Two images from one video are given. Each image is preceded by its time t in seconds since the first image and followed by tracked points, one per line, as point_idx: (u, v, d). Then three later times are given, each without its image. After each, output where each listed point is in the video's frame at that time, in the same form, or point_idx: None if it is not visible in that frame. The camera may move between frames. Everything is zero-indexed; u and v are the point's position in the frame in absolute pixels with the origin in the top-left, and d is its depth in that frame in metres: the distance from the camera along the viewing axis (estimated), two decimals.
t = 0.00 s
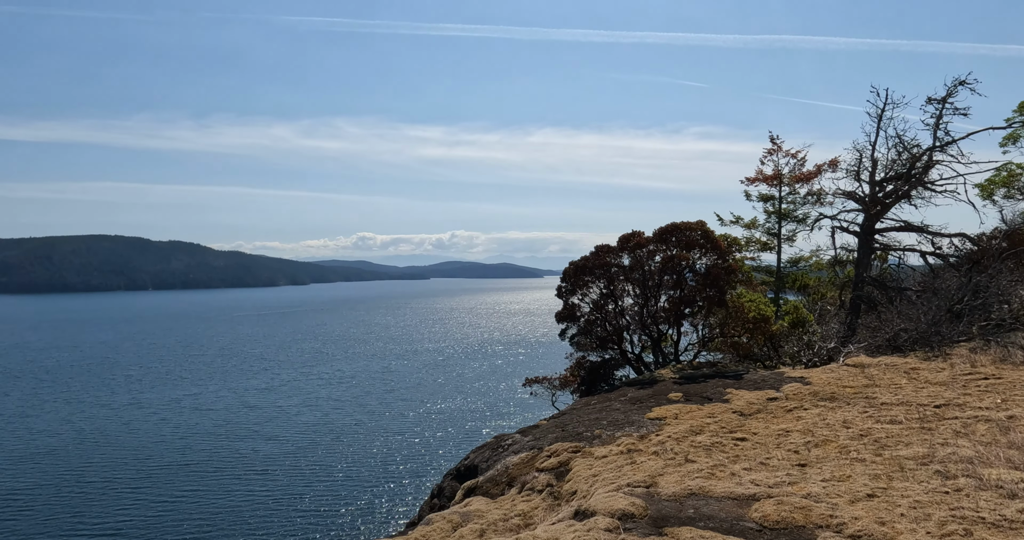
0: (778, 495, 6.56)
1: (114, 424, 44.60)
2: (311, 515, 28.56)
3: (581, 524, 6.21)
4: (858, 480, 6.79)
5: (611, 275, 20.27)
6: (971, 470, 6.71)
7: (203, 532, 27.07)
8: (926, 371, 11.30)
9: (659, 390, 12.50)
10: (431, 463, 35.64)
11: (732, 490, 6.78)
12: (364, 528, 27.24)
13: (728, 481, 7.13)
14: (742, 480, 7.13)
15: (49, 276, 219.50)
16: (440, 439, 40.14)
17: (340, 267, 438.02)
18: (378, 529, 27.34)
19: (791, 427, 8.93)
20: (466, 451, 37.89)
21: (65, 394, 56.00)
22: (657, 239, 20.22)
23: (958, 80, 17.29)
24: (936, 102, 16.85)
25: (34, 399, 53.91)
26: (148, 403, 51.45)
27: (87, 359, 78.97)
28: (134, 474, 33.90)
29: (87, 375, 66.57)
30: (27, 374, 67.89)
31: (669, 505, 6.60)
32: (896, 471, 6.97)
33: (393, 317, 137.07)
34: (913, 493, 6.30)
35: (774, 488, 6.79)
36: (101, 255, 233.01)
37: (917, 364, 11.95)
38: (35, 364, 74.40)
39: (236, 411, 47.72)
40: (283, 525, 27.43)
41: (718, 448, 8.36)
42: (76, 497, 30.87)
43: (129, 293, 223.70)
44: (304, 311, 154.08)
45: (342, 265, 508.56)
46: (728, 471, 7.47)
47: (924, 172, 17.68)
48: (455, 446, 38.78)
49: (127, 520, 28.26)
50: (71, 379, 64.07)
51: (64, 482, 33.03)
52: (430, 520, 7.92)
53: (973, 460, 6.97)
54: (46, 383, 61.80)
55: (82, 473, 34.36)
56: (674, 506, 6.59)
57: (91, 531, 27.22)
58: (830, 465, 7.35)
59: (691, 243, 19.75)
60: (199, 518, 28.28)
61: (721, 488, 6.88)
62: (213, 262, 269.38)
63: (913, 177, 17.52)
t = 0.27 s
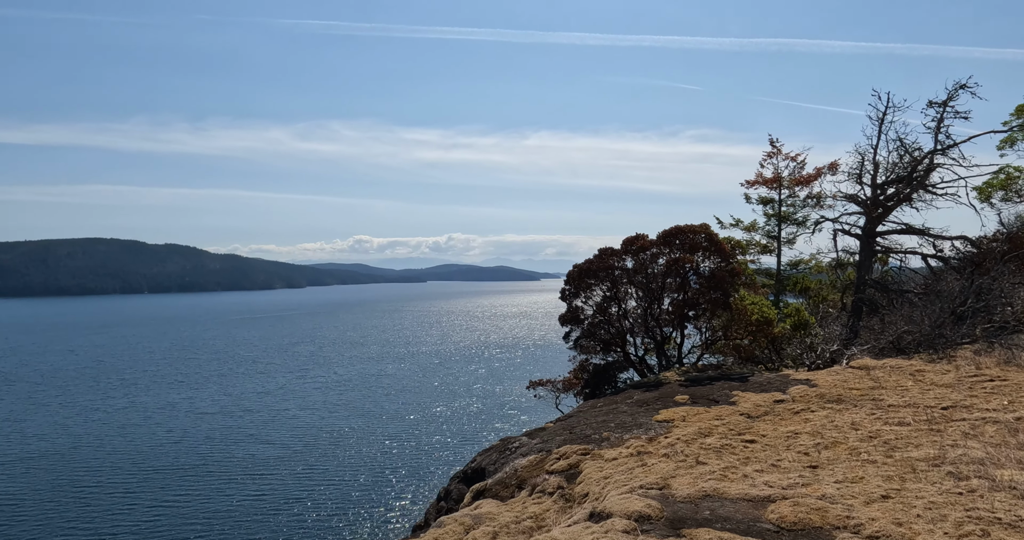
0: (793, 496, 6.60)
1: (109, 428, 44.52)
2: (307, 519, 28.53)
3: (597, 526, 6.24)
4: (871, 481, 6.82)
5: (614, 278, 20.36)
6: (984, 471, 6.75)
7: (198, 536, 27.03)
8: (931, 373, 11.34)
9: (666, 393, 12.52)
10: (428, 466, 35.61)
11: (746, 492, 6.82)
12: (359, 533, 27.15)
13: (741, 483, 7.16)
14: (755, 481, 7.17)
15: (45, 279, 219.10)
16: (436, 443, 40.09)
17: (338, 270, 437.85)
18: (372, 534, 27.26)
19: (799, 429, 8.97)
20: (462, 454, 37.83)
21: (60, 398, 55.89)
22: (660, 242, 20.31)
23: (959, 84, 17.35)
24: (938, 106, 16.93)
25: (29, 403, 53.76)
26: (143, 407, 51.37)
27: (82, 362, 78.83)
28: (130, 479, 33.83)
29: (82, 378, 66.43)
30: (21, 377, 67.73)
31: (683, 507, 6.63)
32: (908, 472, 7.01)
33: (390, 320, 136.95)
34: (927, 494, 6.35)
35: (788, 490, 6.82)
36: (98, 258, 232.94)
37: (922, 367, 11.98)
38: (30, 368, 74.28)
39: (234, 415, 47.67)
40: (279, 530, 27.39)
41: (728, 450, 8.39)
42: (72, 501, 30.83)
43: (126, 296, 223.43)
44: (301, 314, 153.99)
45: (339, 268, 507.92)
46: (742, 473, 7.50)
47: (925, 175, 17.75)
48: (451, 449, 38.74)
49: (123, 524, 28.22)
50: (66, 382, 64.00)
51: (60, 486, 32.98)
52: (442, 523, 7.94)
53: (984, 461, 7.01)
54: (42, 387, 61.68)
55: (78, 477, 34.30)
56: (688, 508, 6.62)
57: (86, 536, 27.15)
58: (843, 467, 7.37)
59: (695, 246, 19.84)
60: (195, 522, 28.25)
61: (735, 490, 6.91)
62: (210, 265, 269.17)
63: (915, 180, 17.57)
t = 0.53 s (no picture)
0: (805, 500, 6.63)
1: (113, 430, 44.74)
2: (309, 521, 28.56)
3: (611, 529, 6.28)
4: (885, 486, 6.81)
5: (621, 282, 20.40)
6: (995, 475, 6.76)
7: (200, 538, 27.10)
8: (940, 377, 11.33)
9: (675, 395, 12.55)
10: (431, 469, 35.59)
11: (759, 495, 6.87)
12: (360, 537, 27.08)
13: (753, 486, 7.21)
14: (768, 485, 7.20)
15: (50, 281, 220.39)
16: (440, 445, 40.04)
17: (341, 272, 438.54)
18: (374, 538, 27.19)
19: (809, 432, 8.98)
20: (465, 456, 37.73)
21: (65, 400, 56.18)
22: (668, 245, 20.33)
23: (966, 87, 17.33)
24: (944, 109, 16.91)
25: (33, 405, 54.05)
26: (147, 409, 51.52)
27: (87, 364, 79.29)
28: (134, 481, 33.93)
29: (85, 380, 66.74)
30: (26, 380, 68.13)
31: (696, 510, 6.68)
32: (921, 476, 7.03)
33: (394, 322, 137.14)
34: (939, 498, 6.37)
35: (801, 493, 6.86)
36: (103, 261, 234.21)
37: (930, 370, 11.98)
38: (35, 370, 74.77)
39: (238, 417, 47.82)
40: (281, 532, 27.44)
41: (739, 454, 8.43)
42: (75, 504, 30.99)
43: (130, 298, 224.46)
44: (304, 317, 154.53)
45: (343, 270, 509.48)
46: (753, 476, 7.54)
47: (932, 178, 17.71)
48: (455, 452, 38.68)
49: (126, 526, 28.32)
50: (71, 384, 64.25)
51: (65, 488, 33.16)
52: (455, 526, 8.03)
53: (996, 465, 7.02)
54: (46, 389, 62.01)
55: (82, 479, 34.47)
56: (703, 511, 6.66)
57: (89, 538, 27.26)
58: (856, 471, 7.38)
59: (703, 249, 19.85)
60: (198, 524, 28.34)
61: (747, 493, 6.95)
62: (214, 268, 270.18)
63: (921, 183, 17.57)
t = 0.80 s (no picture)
0: (823, 502, 6.60)
1: (128, 430, 45.28)
2: (320, 522, 28.70)
3: (628, 532, 6.27)
4: (902, 489, 6.77)
5: (633, 283, 20.38)
6: (1016, 479, 6.70)
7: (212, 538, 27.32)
8: (958, 379, 11.20)
9: (688, 397, 12.52)
10: (441, 470, 35.63)
11: (776, 498, 6.84)
12: (371, 537, 27.13)
13: (769, 489, 7.18)
14: (785, 487, 7.17)
15: (67, 283, 223.63)
16: (451, 446, 40.09)
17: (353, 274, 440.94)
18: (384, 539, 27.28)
19: (825, 435, 8.92)
20: (475, 458, 37.74)
21: (80, 401, 56.93)
22: (682, 246, 20.27)
23: (984, 87, 17.12)
24: (962, 109, 16.72)
25: (50, 406, 54.87)
26: (160, 410, 52.05)
27: (103, 365, 80.40)
28: (147, 481, 34.27)
29: (100, 381, 67.62)
30: (43, 380, 69.19)
31: (713, 512, 6.66)
32: (939, 479, 6.96)
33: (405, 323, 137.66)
34: (959, 501, 6.32)
35: (818, 496, 6.83)
36: (119, 263, 237.20)
37: (948, 372, 11.85)
38: (51, 371, 75.89)
39: (250, 418, 48.21)
40: (291, 533, 27.61)
41: (754, 456, 8.40)
42: (90, 503, 31.39)
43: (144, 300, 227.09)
44: (317, 318, 155.43)
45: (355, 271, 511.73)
46: (770, 479, 7.50)
47: (949, 179, 17.51)
48: (466, 453, 38.68)
49: (139, 526, 28.63)
50: (86, 385, 65.10)
51: (79, 487, 33.60)
52: (470, 527, 8.07)
53: (1016, 469, 6.94)
54: (62, 389, 62.88)
55: (97, 479, 34.94)
56: (719, 514, 6.64)
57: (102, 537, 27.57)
58: (873, 474, 7.33)
59: (717, 250, 19.78)
60: (210, 524, 28.56)
61: (764, 496, 6.92)
62: (227, 269, 272.58)
63: (937, 184, 17.39)
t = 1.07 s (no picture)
0: (851, 504, 6.52)
1: (153, 429, 46.18)
2: (340, 520, 29.00)
3: (653, 531, 6.26)
4: (932, 491, 6.66)
5: (655, 283, 20.27)
6: None
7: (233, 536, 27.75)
8: (987, 380, 10.99)
9: (710, 398, 12.44)
10: (459, 470, 35.76)
11: (803, 498, 6.78)
12: (390, 536, 27.33)
13: (796, 489, 7.11)
14: (811, 489, 7.10)
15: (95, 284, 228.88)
16: (469, 446, 40.21)
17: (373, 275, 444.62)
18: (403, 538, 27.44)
19: (850, 436, 8.81)
20: (494, 458, 37.80)
21: (106, 399, 58.18)
22: (704, 246, 20.13)
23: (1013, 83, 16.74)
24: (990, 106, 16.36)
25: (78, 404, 56.19)
26: (184, 409, 52.85)
27: (128, 364, 82.12)
28: (171, 479, 34.88)
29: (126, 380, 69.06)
30: (71, 379, 70.85)
31: (738, 513, 6.62)
32: (970, 481, 6.85)
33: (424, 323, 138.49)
34: (991, 503, 6.20)
35: (845, 497, 6.76)
36: (145, 264, 242.10)
37: (977, 373, 11.63)
38: (79, 370, 77.68)
39: (272, 417, 48.87)
40: (311, 531, 27.91)
41: (778, 457, 8.32)
42: (116, 500, 32.07)
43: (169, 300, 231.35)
44: (337, 318, 157.09)
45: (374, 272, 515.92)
46: (796, 479, 7.43)
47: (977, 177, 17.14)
48: (484, 453, 38.77)
49: (164, 523, 29.18)
50: (113, 384, 66.51)
51: (106, 485, 34.35)
52: (493, 525, 8.13)
53: None
54: (89, 388, 64.33)
55: (123, 476, 35.69)
56: (744, 514, 6.60)
57: (127, 534, 28.14)
58: (900, 475, 7.23)
59: (740, 250, 19.61)
60: (233, 522, 29.00)
61: (789, 497, 6.87)
62: (250, 270, 276.59)
63: (965, 182, 17.03)
